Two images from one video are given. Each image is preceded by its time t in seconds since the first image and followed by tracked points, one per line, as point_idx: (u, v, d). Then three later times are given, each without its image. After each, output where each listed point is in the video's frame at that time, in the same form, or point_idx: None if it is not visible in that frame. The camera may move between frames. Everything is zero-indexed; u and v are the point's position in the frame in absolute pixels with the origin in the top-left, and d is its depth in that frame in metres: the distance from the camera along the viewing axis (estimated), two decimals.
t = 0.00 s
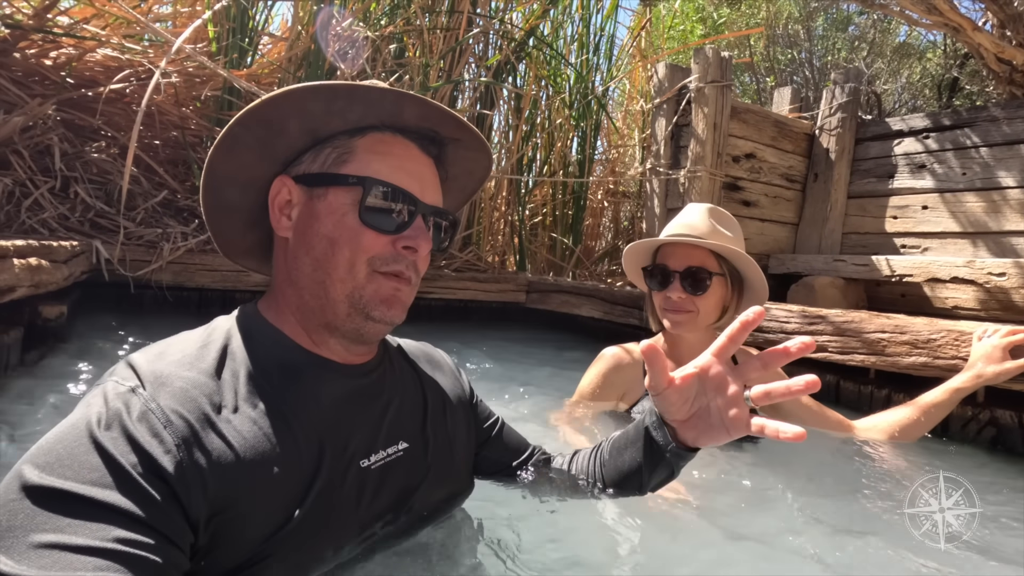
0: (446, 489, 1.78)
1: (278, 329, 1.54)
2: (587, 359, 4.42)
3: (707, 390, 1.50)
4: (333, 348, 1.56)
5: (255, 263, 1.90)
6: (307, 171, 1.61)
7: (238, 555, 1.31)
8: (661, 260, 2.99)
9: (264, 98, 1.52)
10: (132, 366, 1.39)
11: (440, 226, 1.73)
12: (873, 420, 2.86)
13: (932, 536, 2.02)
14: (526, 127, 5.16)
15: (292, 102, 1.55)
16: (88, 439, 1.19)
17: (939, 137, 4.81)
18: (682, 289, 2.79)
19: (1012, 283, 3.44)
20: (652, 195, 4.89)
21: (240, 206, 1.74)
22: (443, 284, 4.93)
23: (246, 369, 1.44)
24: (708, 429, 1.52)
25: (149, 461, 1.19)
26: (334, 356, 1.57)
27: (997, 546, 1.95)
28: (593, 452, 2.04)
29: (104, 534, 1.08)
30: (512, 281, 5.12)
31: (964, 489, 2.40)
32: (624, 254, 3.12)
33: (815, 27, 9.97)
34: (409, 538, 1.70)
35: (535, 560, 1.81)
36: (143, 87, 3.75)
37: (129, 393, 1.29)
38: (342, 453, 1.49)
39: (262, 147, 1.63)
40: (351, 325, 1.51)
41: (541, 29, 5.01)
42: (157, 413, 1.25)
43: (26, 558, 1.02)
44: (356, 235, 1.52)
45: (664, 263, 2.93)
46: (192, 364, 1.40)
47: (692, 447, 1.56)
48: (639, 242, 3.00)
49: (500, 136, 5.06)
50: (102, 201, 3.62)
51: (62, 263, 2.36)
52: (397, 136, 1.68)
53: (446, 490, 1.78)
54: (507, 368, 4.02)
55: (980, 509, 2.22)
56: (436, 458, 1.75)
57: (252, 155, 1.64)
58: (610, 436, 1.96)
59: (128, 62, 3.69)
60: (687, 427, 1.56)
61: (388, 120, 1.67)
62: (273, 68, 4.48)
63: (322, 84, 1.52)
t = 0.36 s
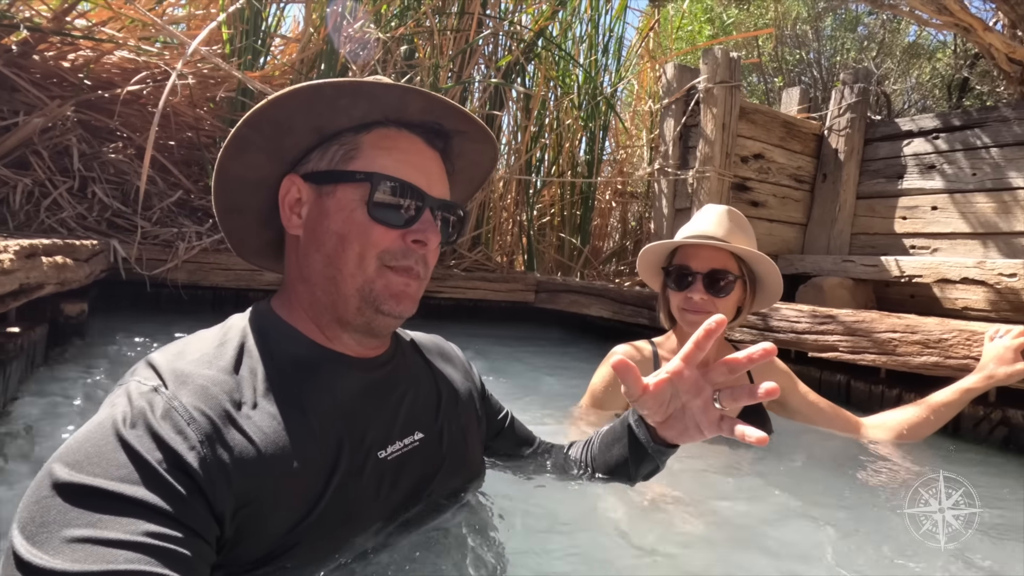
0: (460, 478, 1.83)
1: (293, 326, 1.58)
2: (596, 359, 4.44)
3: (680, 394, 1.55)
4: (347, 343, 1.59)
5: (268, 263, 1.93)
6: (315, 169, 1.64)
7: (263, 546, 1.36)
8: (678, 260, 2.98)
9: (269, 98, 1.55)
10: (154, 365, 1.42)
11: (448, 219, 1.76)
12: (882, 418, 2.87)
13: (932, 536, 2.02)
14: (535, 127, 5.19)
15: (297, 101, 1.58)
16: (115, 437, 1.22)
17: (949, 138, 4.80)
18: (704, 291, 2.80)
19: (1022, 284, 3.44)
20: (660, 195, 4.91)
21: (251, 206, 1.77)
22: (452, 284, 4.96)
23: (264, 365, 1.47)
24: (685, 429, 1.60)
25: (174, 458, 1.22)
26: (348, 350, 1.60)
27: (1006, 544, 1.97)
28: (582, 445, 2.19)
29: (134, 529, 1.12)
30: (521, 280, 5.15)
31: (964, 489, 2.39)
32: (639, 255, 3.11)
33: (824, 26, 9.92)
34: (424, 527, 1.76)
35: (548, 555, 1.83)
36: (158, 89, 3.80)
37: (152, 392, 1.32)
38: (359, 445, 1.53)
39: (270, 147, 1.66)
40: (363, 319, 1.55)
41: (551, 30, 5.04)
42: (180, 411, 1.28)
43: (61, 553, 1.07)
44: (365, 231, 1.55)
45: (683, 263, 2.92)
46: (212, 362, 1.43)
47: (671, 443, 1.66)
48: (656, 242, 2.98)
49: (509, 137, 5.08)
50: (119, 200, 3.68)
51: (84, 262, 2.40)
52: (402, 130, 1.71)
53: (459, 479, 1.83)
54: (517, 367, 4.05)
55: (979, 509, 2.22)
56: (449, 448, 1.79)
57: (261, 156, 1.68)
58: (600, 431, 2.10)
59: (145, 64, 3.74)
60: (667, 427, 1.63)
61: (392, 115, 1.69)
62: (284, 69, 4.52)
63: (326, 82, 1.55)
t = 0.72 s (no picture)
0: (467, 479, 1.82)
1: (298, 327, 1.58)
2: (601, 359, 4.43)
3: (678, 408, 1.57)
4: (353, 343, 1.59)
5: (274, 265, 1.93)
6: (316, 170, 1.64)
7: (271, 545, 1.37)
8: (688, 259, 2.96)
9: (268, 101, 1.56)
10: (161, 366, 1.43)
11: (450, 217, 1.75)
12: (889, 418, 2.85)
13: (932, 536, 2.02)
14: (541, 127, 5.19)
15: (294, 103, 1.58)
16: (123, 437, 1.23)
17: (958, 137, 4.77)
18: (714, 290, 2.79)
19: None
20: (666, 195, 4.89)
21: (254, 210, 1.78)
22: (458, 284, 4.95)
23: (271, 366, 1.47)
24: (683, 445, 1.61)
25: (181, 458, 1.23)
26: (354, 350, 1.60)
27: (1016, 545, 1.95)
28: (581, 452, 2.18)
29: (140, 528, 1.13)
30: (526, 280, 5.14)
31: (964, 489, 2.38)
32: (648, 254, 3.09)
33: (830, 25, 9.87)
34: (432, 528, 1.75)
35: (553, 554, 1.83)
36: (165, 89, 3.81)
37: (160, 393, 1.32)
38: (366, 446, 1.52)
39: (271, 149, 1.67)
40: (368, 318, 1.55)
41: (556, 30, 5.03)
42: (187, 412, 1.28)
43: (68, 551, 1.08)
44: (366, 230, 1.55)
45: (694, 262, 2.89)
46: (219, 363, 1.43)
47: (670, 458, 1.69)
48: (667, 241, 2.94)
49: (515, 137, 5.08)
50: (125, 200, 3.69)
51: (91, 262, 2.41)
52: (401, 128, 1.71)
53: (467, 480, 1.82)
54: (522, 367, 4.04)
55: (980, 509, 2.21)
56: (457, 448, 1.78)
57: (263, 158, 1.68)
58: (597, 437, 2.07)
59: (151, 65, 3.75)
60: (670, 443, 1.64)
61: (391, 112, 1.69)
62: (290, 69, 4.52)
63: (323, 82, 1.55)
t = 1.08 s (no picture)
0: (462, 477, 1.80)
1: (299, 323, 1.54)
2: (601, 360, 4.39)
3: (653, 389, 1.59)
4: (355, 336, 1.55)
5: (273, 263, 1.89)
6: (318, 166, 1.60)
7: (268, 542, 1.34)
8: (686, 257, 2.92)
9: (270, 96, 1.52)
10: (159, 360, 1.39)
11: (451, 215, 1.72)
12: (893, 420, 2.81)
13: (932, 535, 1.99)
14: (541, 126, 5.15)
15: (297, 98, 1.54)
16: (121, 432, 1.20)
17: (962, 136, 4.73)
18: (710, 288, 2.76)
19: None
20: (667, 194, 4.86)
21: (255, 206, 1.74)
22: (457, 284, 4.92)
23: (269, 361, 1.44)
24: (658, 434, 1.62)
25: (180, 453, 1.20)
26: (353, 346, 1.56)
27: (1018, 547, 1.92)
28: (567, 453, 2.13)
29: (140, 522, 1.11)
30: (526, 280, 5.11)
31: (964, 488, 2.37)
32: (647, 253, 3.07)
33: (832, 24, 9.84)
34: (429, 525, 1.73)
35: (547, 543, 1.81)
36: (161, 87, 3.79)
37: (159, 388, 1.29)
38: (364, 443, 1.49)
39: (272, 145, 1.63)
40: (370, 312, 1.51)
41: (556, 28, 5.00)
42: (186, 407, 1.25)
43: (67, 545, 1.06)
44: (368, 226, 1.52)
45: (692, 260, 2.85)
46: (217, 359, 1.40)
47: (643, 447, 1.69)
48: (664, 239, 2.91)
49: (515, 136, 5.05)
50: (121, 199, 3.66)
51: (83, 261, 2.38)
52: (404, 126, 1.67)
53: (462, 478, 1.80)
54: (521, 367, 4.01)
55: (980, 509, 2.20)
56: (453, 445, 1.76)
57: (264, 155, 1.64)
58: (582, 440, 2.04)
59: (148, 62, 3.72)
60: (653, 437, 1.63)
61: (393, 110, 1.65)
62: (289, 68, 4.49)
63: (327, 78, 1.52)
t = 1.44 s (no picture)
0: (459, 478, 1.75)
1: (292, 324, 1.48)
2: (600, 361, 4.33)
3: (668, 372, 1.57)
4: (348, 336, 1.49)
5: (265, 268, 1.83)
6: (303, 164, 1.55)
7: (258, 545, 1.29)
8: (686, 256, 2.86)
9: (251, 94, 1.47)
10: (150, 362, 1.34)
11: (442, 210, 1.67)
12: (903, 423, 2.76)
13: (931, 536, 1.96)
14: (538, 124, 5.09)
15: (278, 96, 1.49)
16: (110, 434, 1.15)
17: (963, 133, 4.67)
18: (711, 286, 2.69)
19: None
20: (666, 193, 4.80)
21: (241, 210, 1.67)
22: (453, 284, 4.86)
23: (260, 362, 1.39)
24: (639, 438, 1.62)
25: (169, 455, 1.15)
26: (346, 347, 1.51)
27: None
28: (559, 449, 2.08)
29: (129, 525, 1.06)
30: (523, 280, 5.05)
31: (964, 488, 2.34)
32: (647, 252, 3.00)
33: (831, 22, 9.80)
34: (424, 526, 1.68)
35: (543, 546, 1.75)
36: (151, 85, 3.73)
37: (149, 389, 1.24)
38: (357, 443, 1.44)
39: (256, 146, 1.57)
40: (364, 308, 1.45)
41: (553, 25, 4.94)
42: (176, 408, 1.21)
43: (53, 548, 1.00)
44: (356, 220, 1.46)
45: (692, 259, 2.79)
46: (208, 360, 1.35)
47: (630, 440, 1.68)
48: (663, 238, 2.85)
49: (512, 135, 5.00)
50: (110, 199, 3.60)
51: (66, 262, 2.32)
52: (389, 119, 1.61)
53: (457, 480, 1.75)
54: (518, 369, 3.95)
55: (980, 509, 2.17)
56: (449, 446, 1.71)
57: (248, 156, 1.58)
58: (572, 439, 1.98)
59: (137, 60, 3.66)
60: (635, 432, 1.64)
61: (377, 103, 1.59)
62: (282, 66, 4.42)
63: (308, 71, 1.46)
